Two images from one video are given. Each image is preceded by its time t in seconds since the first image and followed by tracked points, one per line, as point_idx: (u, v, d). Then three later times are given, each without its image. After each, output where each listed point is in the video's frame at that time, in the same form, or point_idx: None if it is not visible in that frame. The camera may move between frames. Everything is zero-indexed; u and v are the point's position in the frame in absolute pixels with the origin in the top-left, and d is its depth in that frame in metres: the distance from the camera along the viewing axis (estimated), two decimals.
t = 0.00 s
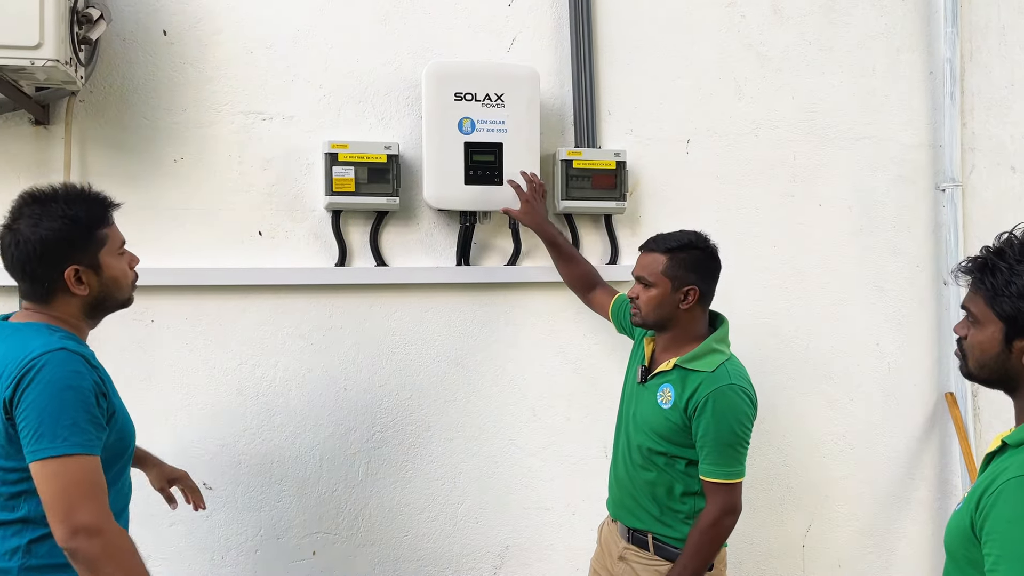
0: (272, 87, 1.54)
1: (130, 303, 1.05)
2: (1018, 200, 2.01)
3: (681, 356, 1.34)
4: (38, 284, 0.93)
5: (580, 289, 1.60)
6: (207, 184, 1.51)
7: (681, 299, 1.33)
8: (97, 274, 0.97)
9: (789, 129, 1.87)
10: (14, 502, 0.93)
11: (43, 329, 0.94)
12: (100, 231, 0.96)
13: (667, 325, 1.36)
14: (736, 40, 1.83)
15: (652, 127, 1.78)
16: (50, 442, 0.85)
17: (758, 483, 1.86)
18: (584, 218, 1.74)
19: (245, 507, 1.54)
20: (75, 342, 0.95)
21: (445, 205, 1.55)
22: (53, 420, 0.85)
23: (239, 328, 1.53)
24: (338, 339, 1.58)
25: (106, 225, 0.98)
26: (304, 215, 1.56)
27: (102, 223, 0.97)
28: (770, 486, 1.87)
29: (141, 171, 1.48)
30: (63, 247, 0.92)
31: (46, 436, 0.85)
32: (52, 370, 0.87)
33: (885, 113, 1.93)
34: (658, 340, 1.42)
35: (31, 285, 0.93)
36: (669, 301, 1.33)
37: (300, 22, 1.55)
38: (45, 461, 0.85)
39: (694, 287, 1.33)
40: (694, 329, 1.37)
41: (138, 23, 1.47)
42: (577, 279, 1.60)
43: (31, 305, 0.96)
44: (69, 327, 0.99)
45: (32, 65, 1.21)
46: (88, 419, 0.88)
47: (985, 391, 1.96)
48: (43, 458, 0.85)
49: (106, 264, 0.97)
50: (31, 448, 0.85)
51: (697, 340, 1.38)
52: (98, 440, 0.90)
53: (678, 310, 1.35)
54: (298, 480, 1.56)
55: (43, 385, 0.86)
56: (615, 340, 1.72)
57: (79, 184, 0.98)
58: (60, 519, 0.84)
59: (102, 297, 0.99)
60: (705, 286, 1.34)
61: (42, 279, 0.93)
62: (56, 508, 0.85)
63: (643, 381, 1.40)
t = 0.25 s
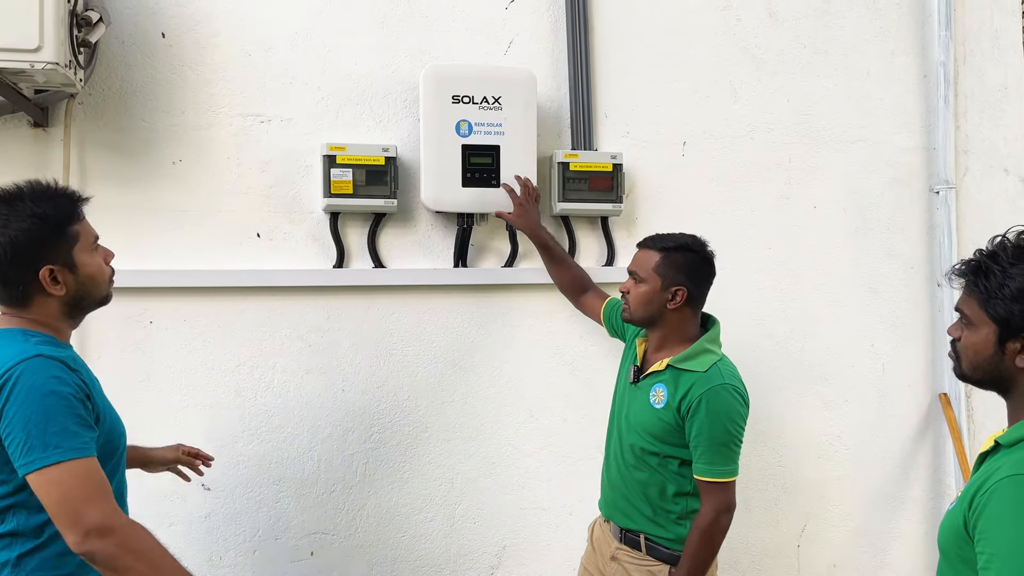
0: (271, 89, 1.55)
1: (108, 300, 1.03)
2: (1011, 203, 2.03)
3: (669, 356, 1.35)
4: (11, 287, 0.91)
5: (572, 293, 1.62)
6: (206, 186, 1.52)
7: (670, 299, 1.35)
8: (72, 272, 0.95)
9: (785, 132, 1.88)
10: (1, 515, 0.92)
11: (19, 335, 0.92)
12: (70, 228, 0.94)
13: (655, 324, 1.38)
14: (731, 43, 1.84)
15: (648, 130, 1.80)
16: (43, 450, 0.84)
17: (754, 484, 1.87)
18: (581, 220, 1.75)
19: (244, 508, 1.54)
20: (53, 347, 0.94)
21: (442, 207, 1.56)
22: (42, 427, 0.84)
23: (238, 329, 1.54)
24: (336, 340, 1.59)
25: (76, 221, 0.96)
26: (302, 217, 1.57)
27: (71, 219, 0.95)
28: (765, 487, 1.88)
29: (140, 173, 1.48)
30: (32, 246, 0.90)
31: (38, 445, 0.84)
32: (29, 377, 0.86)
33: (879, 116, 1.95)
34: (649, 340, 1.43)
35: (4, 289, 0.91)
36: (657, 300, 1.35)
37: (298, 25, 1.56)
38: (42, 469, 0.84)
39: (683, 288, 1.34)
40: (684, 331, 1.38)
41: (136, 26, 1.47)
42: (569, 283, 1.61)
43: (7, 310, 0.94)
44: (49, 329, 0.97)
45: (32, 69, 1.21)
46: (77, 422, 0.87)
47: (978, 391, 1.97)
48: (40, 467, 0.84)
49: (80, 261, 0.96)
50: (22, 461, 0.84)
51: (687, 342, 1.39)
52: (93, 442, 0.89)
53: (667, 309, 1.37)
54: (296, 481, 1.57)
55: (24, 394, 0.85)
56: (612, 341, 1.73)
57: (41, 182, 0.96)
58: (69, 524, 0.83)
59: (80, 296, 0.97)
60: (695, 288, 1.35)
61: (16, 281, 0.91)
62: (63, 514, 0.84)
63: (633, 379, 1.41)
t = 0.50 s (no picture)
0: (272, 91, 1.55)
1: (113, 299, 1.03)
2: (1007, 203, 2.04)
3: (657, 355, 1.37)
4: (13, 288, 0.91)
5: (556, 304, 1.62)
6: (207, 187, 1.52)
7: (659, 298, 1.36)
8: (75, 271, 0.95)
9: (782, 133, 1.90)
10: None
11: (18, 337, 0.92)
12: (72, 227, 0.94)
13: (643, 322, 1.39)
14: (729, 44, 1.85)
15: (647, 131, 1.81)
16: (36, 465, 0.84)
17: (752, 483, 1.88)
18: (580, 221, 1.75)
19: (245, 507, 1.55)
20: (50, 351, 0.93)
21: (442, 208, 1.56)
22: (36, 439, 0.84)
23: (238, 329, 1.54)
24: (336, 340, 1.60)
25: (77, 218, 0.96)
26: (302, 217, 1.57)
27: (73, 217, 0.95)
28: (763, 486, 1.89)
29: (141, 173, 1.49)
30: (34, 246, 0.90)
31: (30, 458, 0.84)
32: (27, 385, 0.86)
33: (876, 117, 1.96)
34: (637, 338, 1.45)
35: (7, 290, 0.91)
36: (646, 298, 1.36)
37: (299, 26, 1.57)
38: (36, 482, 0.84)
39: (673, 288, 1.35)
40: (671, 331, 1.40)
41: (137, 27, 1.48)
42: (555, 295, 1.61)
43: (12, 311, 0.95)
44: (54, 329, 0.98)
45: (34, 70, 1.22)
46: (73, 433, 0.88)
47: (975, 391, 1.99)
48: (33, 481, 0.84)
49: (83, 260, 0.96)
50: (14, 472, 0.84)
51: (674, 342, 1.40)
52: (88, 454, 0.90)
53: (656, 309, 1.38)
54: (297, 480, 1.57)
55: (20, 402, 0.85)
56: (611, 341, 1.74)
57: (42, 179, 0.96)
58: (63, 539, 0.85)
59: (83, 296, 0.98)
60: (686, 289, 1.36)
61: (18, 283, 0.91)
62: (57, 528, 0.85)
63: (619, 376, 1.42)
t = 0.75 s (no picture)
0: (273, 91, 1.57)
1: (129, 305, 1.03)
2: (1000, 203, 2.07)
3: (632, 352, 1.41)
4: (33, 280, 0.91)
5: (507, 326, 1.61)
6: (210, 186, 1.54)
7: (631, 296, 1.40)
8: (96, 274, 0.95)
9: (778, 133, 1.92)
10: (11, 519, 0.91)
11: (33, 337, 0.91)
12: (102, 229, 0.94)
13: (616, 320, 1.43)
14: (726, 45, 1.88)
15: (644, 131, 1.82)
16: (34, 475, 0.83)
17: (748, 479, 1.90)
18: (578, 220, 1.77)
19: (246, 504, 1.56)
20: (68, 356, 0.91)
21: (442, 207, 1.58)
22: (37, 450, 0.82)
23: (240, 327, 1.56)
24: (337, 338, 1.61)
25: (111, 222, 0.96)
26: (303, 216, 1.59)
27: (106, 220, 0.95)
28: (759, 482, 1.91)
29: (144, 173, 1.50)
30: (62, 243, 0.90)
31: (31, 466, 0.83)
32: (40, 392, 0.84)
33: (871, 117, 1.98)
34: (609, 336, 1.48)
35: (27, 282, 0.91)
36: (619, 297, 1.40)
37: (300, 27, 1.58)
38: (30, 493, 0.83)
39: (645, 285, 1.40)
40: (643, 328, 1.44)
41: (140, 28, 1.49)
42: (502, 318, 1.61)
43: (27, 303, 0.94)
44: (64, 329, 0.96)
45: (39, 70, 1.24)
46: (78, 447, 0.85)
47: (968, 388, 2.01)
48: (32, 489, 0.83)
49: (107, 264, 0.95)
50: (16, 476, 0.83)
51: (646, 339, 1.44)
52: (91, 468, 0.87)
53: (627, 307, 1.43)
54: (298, 477, 1.59)
55: (31, 408, 0.83)
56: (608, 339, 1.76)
57: (84, 177, 0.96)
58: (41, 554, 0.84)
59: (100, 299, 0.97)
60: (657, 287, 1.41)
61: (37, 276, 0.90)
62: (42, 541, 0.84)
63: (592, 376, 1.45)
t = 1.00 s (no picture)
0: (273, 92, 1.58)
1: (139, 309, 1.03)
2: (994, 203, 2.09)
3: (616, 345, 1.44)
4: (46, 276, 0.92)
5: (478, 301, 1.61)
6: (210, 187, 1.55)
7: (616, 290, 1.44)
8: (110, 274, 0.96)
9: (774, 134, 1.93)
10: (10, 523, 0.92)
11: (34, 339, 0.92)
12: (120, 231, 0.96)
13: (599, 314, 1.46)
14: (721, 47, 1.89)
15: (641, 132, 1.84)
16: (21, 478, 0.83)
17: (744, 477, 1.92)
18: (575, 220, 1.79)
19: (247, 501, 1.58)
20: (64, 358, 0.91)
21: (440, 207, 1.60)
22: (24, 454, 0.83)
23: (240, 326, 1.57)
24: (336, 337, 1.62)
25: (129, 225, 0.98)
26: (303, 216, 1.60)
27: (124, 222, 0.97)
28: (755, 480, 1.93)
29: (145, 173, 1.52)
30: (78, 240, 0.91)
31: (19, 469, 0.83)
32: (31, 395, 0.84)
33: (866, 118, 2.00)
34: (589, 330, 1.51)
35: (42, 277, 0.92)
36: (604, 291, 1.44)
37: (300, 29, 1.60)
38: (17, 496, 0.84)
39: (627, 280, 1.45)
40: (624, 321, 1.48)
41: (141, 30, 1.51)
42: (473, 294, 1.61)
43: (37, 299, 0.95)
44: (71, 328, 0.97)
45: (42, 71, 1.25)
46: (67, 452, 0.85)
47: (963, 387, 2.03)
48: (19, 493, 0.84)
49: (122, 266, 0.97)
50: (5, 479, 0.84)
51: (626, 331, 1.49)
52: (81, 474, 0.87)
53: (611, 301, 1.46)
54: (298, 475, 1.60)
55: (22, 411, 0.84)
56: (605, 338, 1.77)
57: (106, 179, 0.98)
58: (27, 558, 0.85)
59: (111, 299, 0.98)
60: (637, 280, 1.46)
61: (51, 272, 0.92)
62: (28, 545, 0.85)
63: (575, 369, 1.46)
